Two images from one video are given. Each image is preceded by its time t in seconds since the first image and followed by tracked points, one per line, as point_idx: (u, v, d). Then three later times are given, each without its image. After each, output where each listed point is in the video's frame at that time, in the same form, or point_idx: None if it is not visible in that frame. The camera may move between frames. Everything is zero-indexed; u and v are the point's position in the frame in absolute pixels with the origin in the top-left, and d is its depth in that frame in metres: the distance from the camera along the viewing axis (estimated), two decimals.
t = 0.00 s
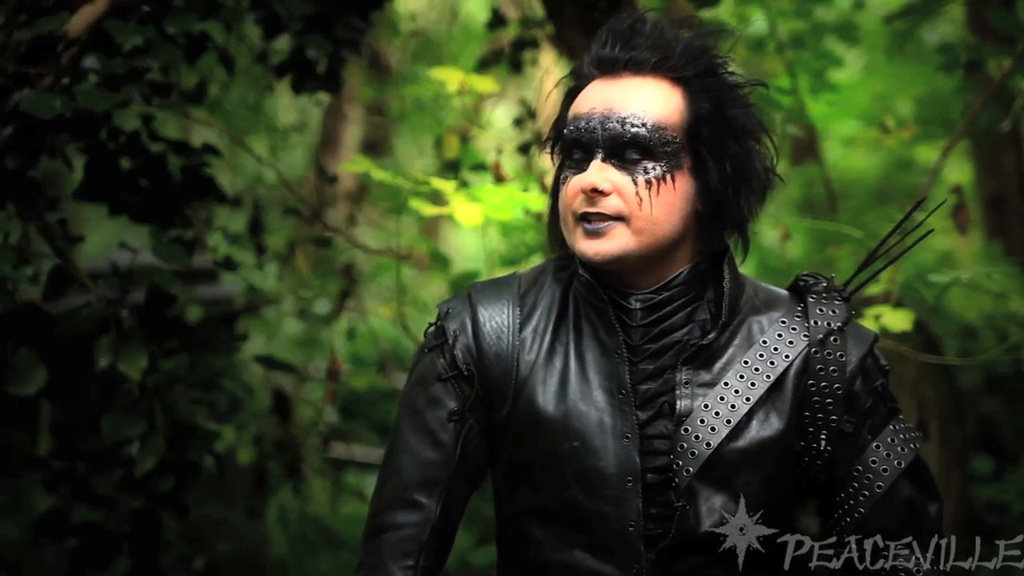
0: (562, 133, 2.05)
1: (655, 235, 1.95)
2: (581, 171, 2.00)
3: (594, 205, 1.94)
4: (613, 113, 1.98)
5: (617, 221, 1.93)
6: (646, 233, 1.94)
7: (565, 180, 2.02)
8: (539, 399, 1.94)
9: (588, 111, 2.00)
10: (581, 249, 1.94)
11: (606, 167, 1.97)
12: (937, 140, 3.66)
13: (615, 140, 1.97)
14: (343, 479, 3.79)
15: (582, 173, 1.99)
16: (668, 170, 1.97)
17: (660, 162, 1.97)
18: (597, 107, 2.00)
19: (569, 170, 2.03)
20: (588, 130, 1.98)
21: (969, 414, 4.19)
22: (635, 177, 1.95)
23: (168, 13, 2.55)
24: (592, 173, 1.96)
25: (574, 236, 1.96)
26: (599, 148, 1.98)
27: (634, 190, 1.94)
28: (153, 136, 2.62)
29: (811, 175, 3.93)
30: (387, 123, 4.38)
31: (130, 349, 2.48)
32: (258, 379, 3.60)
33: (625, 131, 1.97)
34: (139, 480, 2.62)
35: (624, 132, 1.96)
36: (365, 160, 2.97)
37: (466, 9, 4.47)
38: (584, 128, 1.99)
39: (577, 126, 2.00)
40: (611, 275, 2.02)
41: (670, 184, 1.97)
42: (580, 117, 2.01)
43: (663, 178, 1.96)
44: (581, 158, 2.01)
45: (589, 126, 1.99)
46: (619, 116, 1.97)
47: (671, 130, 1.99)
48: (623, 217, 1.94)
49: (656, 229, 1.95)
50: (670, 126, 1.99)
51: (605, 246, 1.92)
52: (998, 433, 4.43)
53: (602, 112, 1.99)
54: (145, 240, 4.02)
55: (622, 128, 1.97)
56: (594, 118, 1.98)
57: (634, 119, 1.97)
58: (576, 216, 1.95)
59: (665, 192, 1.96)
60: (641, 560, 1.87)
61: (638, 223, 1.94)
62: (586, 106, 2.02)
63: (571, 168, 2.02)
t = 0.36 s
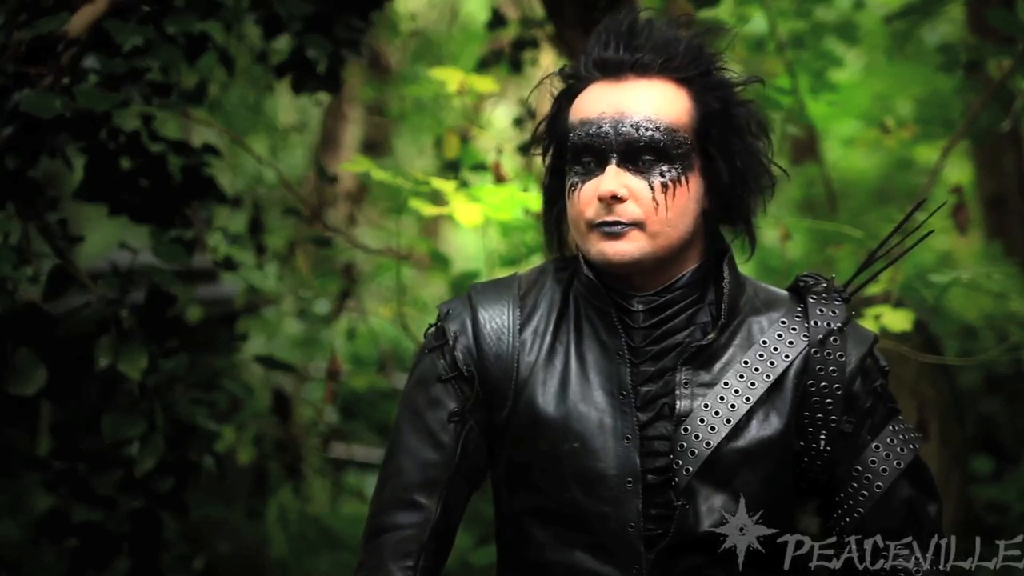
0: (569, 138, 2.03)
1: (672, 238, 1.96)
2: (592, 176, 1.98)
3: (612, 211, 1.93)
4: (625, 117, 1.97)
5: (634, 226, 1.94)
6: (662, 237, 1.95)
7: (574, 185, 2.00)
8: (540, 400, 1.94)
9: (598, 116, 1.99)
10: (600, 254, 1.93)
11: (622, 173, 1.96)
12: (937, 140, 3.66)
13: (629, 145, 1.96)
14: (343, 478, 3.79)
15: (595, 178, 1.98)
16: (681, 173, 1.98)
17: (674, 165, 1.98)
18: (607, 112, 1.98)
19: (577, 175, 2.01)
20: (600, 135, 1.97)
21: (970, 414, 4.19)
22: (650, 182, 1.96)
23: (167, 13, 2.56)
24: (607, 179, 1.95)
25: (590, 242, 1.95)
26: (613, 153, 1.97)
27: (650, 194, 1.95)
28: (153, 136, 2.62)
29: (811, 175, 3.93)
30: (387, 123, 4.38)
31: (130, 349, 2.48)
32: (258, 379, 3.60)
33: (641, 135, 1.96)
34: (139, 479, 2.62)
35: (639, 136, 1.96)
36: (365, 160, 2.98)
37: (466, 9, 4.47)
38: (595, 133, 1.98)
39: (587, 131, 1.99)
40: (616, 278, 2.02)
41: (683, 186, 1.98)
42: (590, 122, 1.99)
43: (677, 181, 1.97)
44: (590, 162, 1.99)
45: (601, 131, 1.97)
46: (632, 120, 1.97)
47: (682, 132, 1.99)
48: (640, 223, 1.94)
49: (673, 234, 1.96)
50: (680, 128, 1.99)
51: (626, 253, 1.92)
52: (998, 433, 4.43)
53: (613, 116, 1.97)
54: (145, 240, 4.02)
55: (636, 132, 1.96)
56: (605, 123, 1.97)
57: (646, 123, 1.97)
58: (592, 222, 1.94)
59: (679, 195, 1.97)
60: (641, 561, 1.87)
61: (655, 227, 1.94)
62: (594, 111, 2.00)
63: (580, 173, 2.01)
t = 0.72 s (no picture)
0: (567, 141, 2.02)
1: (673, 242, 1.96)
2: (593, 181, 1.98)
3: (613, 216, 1.92)
4: (621, 118, 1.97)
5: (636, 231, 1.93)
6: (663, 240, 1.95)
7: (574, 192, 2.00)
8: (540, 401, 1.94)
9: (594, 118, 1.98)
10: (602, 259, 1.93)
11: (622, 178, 1.96)
12: (937, 140, 3.66)
13: (627, 146, 1.96)
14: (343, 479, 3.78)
15: (596, 184, 1.98)
16: (680, 175, 1.98)
17: (672, 167, 1.98)
18: (603, 113, 1.98)
19: (577, 181, 2.01)
20: (597, 137, 1.97)
21: (970, 414, 4.19)
22: (650, 186, 1.96)
23: (167, 13, 2.56)
24: (608, 184, 1.95)
25: (593, 249, 1.95)
26: (611, 157, 1.96)
27: (650, 198, 1.95)
28: (154, 136, 2.62)
29: (812, 176, 3.93)
30: (387, 123, 4.38)
31: (130, 349, 2.51)
32: (258, 379, 3.60)
33: (638, 136, 1.95)
34: (140, 479, 2.62)
35: (636, 138, 1.95)
36: (365, 160, 2.98)
37: (466, 9, 4.47)
38: (592, 135, 1.97)
39: (584, 133, 1.98)
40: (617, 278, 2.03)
41: (682, 189, 1.98)
42: (586, 124, 1.99)
43: (677, 183, 1.97)
44: (590, 166, 1.99)
45: (598, 132, 1.97)
46: (628, 120, 1.96)
47: (680, 132, 1.99)
48: (641, 228, 1.93)
49: (674, 237, 1.96)
50: (677, 128, 2.00)
51: (627, 259, 1.92)
52: (998, 433, 4.43)
53: (609, 117, 1.97)
54: (145, 240, 4.02)
55: (633, 133, 1.95)
56: (601, 125, 1.97)
57: (643, 124, 1.96)
58: (594, 228, 1.94)
59: (679, 198, 1.97)
60: (641, 561, 1.86)
61: (655, 231, 1.94)
62: (590, 113, 2.00)
63: (580, 178, 2.00)
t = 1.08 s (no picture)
0: (583, 135, 2.00)
1: (682, 243, 1.97)
2: (611, 177, 1.97)
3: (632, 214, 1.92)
4: (644, 117, 1.97)
5: (652, 231, 1.93)
6: (675, 242, 1.95)
7: (588, 186, 1.98)
8: (539, 394, 1.94)
9: (616, 114, 1.98)
10: (618, 256, 1.92)
11: (643, 177, 1.96)
12: (937, 140, 3.66)
13: (649, 145, 1.96)
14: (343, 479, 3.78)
15: (614, 180, 1.97)
16: (693, 178, 2.00)
17: (687, 169, 1.99)
18: (626, 110, 1.98)
19: (591, 175, 1.99)
20: (620, 133, 1.96)
21: (970, 413, 4.19)
22: (667, 186, 1.96)
23: (168, 13, 2.56)
24: (630, 180, 1.94)
25: (608, 244, 1.93)
26: (633, 154, 1.96)
27: (668, 198, 1.95)
28: (154, 136, 2.62)
29: (812, 176, 3.93)
30: (387, 122, 4.38)
31: (130, 349, 2.50)
32: (258, 379, 3.60)
33: (661, 136, 1.96)
34: (139, 479, 2.62)
35: (658, 138, 1.96)
36: (365, 160, 2.98)
37: (465, 9, 4.46)
38: (615, 130, 1.97)
39: (605, 128, 1.98)
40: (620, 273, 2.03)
41: (695, 192, 2.00)
42: (608, 120, 1.98)
43: (692, 187, 1.98)
44: (607, 163, 1.98)
45: (621, 128, 1.96)
46: (651, 120, 1.96)
47: (695, 136, 2.01)
48: (657, 227, 1.93)
49: (682, 239, 1.97)
50: (693, 132, 2.01)
51: (642, 258, 1.92)
52: (997, 433, 4.43)
53: (632, 115, 1.97)
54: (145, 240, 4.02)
55: (656, 133, 1.96)
56: (625, 121, 1.96)
57: (665, 125, 1.97)
58: (611, 224, 1.93)
59: (692, 200, 1.98)
60: (635, 546, 1.85)
61: (670, 233, 1.94)
62: (611, 109, 1.99)
63: (594, 173, 1.99)
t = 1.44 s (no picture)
0: (603, 117, 2.01)
1: (699, 224, 1.98)
2: (631, 156, 1.98)
3: (653, 189, 1.93)
4: (665, 102, 1.98)
5: (672, 208, 1.94)
6: (693, 221, 1.96)
7: (605, 165, 1.99)
8: (546, 388, 1.93)
9: (638, 99, 1.99)
10: (637, 235, 1.93)
11: (664, 156, 1.97)
12: (937, 140, 3.66)
13: (669, 128, 1.97)
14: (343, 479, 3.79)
15: (634, 158, 1.97)
16: (710, 163, 2.01)
17: (703, 154, 2.00)
18: (647, 96, 1.99)
19: (609, 155, 1.99)
20: (643, 116, 1.97)
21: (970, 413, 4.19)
22: (686, 167, 1.97)
23: (168, 13, 2.56)
24: (651, 158, 1.95)
25: (627, 221, 1.95)
26: (654, 134, 1.97)
27: (688, 178, 1.96)
28: (154, 136, 2.62)
29: (812, 176, 3.93)
30: (387, 122, 4.38)
31: (130, 349, 2.50)
32: (258, 379, 3.60)
33: (681, 121, 1.98)
34: (139, 479, 2.62)
35: (678, 122, 1.97)
36: (365, 160, 2.98)
37: (466, 9, 4.46)
38: (637, 113, 1.98)
39: (627, 111, 1.98)
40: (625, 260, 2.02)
41: (711, 176, 2.01)
42: (629, 103, 1.99)
43: (709, 171, 2.00)
44: (627, 143, 1.98)
45: (643, 112, 1.98)
46: (671, 105, 1.98)
47: (710, 124, 2.03)
48: (676, 205, 1.95)
49: (699, 219, 1.98)
50: (709, 120, 2.03)
51: (660, 234, 1.93)
52: (997, 433, 4.43)
53: (653, 100, 1.98)
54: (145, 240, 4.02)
55: (676, 117, 1.97)
56: (647, 105, 1.98)
57: (684, 110, 1.98)
58: (631, 199, 1.94)
59: (709, 183, 2.00)
60: (645, 536, 1.84)
61: (689, 211, 1.95)
62: (631, 95, 2.00)
63: (613, 153, 1.99)
